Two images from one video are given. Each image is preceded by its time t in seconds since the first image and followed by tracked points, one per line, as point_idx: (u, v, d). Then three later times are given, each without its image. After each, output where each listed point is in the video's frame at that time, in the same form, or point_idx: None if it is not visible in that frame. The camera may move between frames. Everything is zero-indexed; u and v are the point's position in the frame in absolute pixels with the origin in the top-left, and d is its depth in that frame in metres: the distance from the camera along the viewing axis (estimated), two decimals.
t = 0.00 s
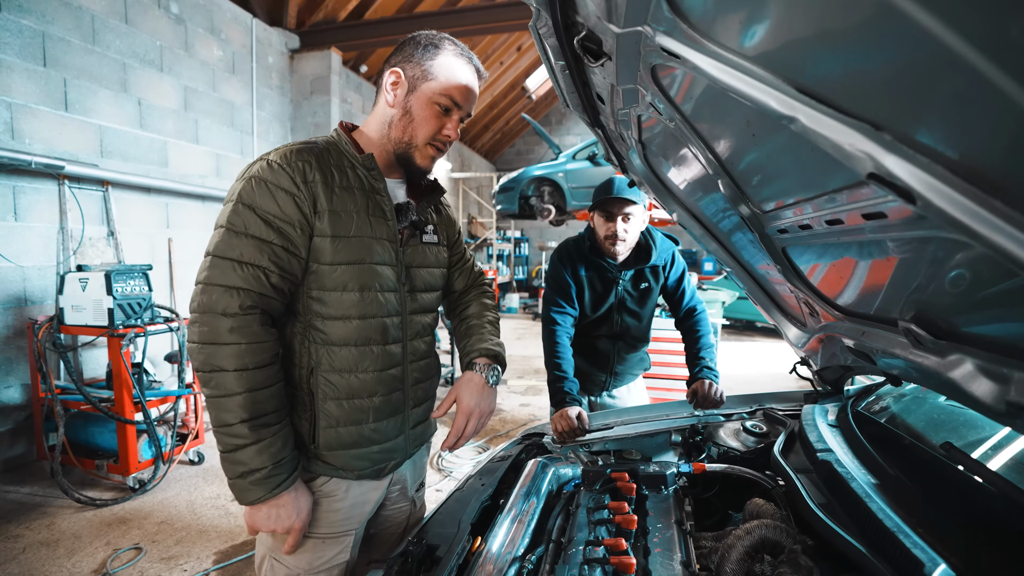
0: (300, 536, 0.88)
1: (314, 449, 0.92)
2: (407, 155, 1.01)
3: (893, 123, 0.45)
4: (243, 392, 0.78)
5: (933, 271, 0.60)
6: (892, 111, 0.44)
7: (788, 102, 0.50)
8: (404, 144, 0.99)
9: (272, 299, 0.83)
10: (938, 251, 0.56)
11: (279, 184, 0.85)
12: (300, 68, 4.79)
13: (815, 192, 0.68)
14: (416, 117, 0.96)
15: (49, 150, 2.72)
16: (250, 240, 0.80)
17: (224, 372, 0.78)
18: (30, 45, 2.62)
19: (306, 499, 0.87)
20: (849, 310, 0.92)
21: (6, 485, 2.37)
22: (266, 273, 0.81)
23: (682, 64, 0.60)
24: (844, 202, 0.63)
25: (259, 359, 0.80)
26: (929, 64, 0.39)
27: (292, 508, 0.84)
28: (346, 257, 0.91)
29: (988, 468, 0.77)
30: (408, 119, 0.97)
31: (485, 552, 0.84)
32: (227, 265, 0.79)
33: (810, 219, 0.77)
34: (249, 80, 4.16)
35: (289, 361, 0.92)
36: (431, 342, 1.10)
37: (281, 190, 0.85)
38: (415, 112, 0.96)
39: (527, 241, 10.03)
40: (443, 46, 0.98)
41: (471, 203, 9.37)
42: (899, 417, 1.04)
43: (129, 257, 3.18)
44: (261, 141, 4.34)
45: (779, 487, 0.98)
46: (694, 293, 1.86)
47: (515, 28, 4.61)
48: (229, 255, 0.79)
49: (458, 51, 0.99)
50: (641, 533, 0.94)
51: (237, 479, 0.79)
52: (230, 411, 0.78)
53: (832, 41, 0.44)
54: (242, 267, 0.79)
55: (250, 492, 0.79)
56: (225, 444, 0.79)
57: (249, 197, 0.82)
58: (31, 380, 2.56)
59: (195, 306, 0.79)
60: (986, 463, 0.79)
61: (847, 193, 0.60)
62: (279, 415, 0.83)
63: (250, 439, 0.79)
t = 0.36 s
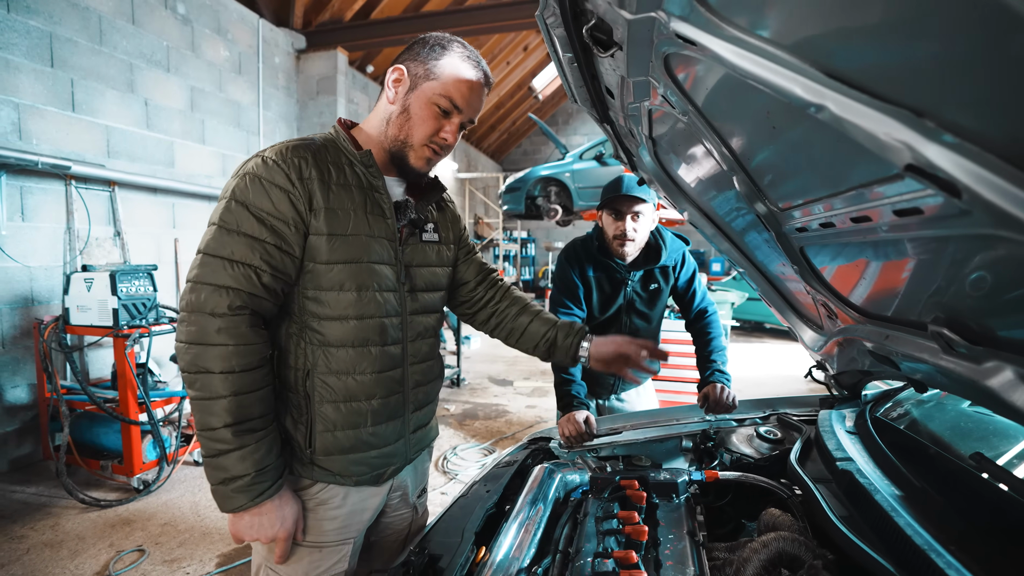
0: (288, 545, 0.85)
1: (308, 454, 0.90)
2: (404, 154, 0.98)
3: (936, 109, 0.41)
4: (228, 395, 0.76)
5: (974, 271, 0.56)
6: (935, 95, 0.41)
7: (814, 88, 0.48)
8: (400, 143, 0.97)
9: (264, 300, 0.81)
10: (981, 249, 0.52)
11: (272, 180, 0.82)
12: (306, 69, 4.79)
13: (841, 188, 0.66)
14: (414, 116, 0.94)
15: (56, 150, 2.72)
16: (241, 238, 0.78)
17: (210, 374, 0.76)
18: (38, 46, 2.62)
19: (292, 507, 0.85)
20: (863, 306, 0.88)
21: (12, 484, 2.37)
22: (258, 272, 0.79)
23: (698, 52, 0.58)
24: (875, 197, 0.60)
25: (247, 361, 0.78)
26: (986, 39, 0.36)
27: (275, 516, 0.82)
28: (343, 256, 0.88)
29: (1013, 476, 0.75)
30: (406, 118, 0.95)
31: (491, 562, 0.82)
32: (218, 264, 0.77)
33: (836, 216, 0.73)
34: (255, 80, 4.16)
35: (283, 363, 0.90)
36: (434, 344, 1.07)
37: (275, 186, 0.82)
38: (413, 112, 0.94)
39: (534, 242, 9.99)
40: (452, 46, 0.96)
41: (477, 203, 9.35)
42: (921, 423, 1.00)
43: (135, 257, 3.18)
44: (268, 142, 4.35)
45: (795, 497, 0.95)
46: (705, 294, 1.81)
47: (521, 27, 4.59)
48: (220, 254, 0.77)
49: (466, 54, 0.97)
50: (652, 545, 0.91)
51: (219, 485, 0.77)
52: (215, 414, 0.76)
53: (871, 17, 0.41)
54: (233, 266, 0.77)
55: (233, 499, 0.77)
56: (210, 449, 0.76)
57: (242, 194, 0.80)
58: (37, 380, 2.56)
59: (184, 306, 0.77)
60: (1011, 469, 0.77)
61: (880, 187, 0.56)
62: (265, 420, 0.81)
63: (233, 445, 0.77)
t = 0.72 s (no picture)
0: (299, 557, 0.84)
1: (315, 463, 0.88)
2: (404, 150, 0.96)
3: (978, 102, 0.39)
4: (235, 404, 0.75)
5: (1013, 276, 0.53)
6: (979, 86, 0.39)
7: (843, 83, 0.45)
8: (399, 137, 0.95)
9: (269, 306, 0.79)
10: None
11: (276, 184, 0.81)
12: (315, 70, 4.81)
13: (871, 188, 0.63)
14: (411, 107, 0.92)
15: (68, 153, 2.75)
16: (245, 244, 0.76)
17: (216, 383, 0.74)
18: (51, 50, 2.66)
19: (301, 517, 0.83)
20: (881, 309, 0.86)
21: (25, 484, 2.40)
22: (262, 278, 0.77)
23: (716, 47, 0.56)
24: (908, 200, 0.58)
25: (253, 370, 0.76)
26: None
27: (285, 526, 0.80)
28: (348, 260, 0.86)
29: None
30: (404, 110, 0.93)
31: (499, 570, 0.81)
32: (222, 270, 0.75)
33: (862, 219, 0.71)
34: (265, 82, 4.19)
35: (288, 370, 0.88)
36: (442, 348, 1.05)
37: (278, 190, 0.81)
38: (411, 102, 0.92)
39: (543, 243, 9.96)
40: (444, 33, 0.94)
41: (487, 204, 9.34)
42: (946, 434, 0.96)
43: (146, 259, 3.20)
44: (278, 143, 4.37)
45: (813, 510, 0.92)
46: (718, 297, 1.78)
47: (530, 27, 4.57)
48: (224, 260, 0.75)
49: (458, 37, 0.95)
50: (664, 559, 0.88)
51: (229, 495, 0.76)
52: (222, 425, 0.74)
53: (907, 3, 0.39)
54: (237, 272, 0.76)
55: (242, 510, 0.76)
56: (218, 460, 0.75)
57: (244, 199, 0.78)
58: (50, 381, 2.59)
59: (189, 314, 0.75)
60: None
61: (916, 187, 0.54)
62: (273, 429, 0.80)
63: (241, 454, 0.75)
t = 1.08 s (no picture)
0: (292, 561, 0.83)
1: (311, 467, 0.87)
2: (406, 154, 0.95)
3: None
4: (226, 406, 0.74)
5: None
6: None
7: (874, 74, 0.44)
8: (401, 142, 0.93)
9: (264, 307, 0.78)
10: None
11: (272, 184, 0.80)
12: (327, 70, 4.83)
13: (897, 189, 0.61)
14: (414, 113, 0.91)
15: (84, 154, 2.79)
16: (240, 244, 0.76)
17: (207, 384, 0.74)
18: (68, 52, 2.70)
19: (294, 522, 0.83)
20: (904, 309, 0.83)
21: (42, 480, 2.43)
22: (257, 278, 0.76)
23: (736, 38, 0.54)
24: (941, 199, 0.55)
25: (246, 371, 0.76)
26: None
27: (274, 530, 0.79)
28: (345, 261, 0.85)
29: None
30: (407, 114, 0.91)
31: None
32: (217, 270, 0.75)
33: (886, 219, 0.68)
34: (277, 82, 4.22)
35: (285, 372, 0.87)
36: (444, 351, 1.03)
37: (274, 189, 0.80)
38: (414, 107, 0.91)
39: (554, 242, 9.92)
40: (454, 39, 0.92)
41: (497, 203, 9.32)
42: (973, 443, 0.92)
43: (160, 258, 3.24)
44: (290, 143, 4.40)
45: (833, 521, 0.89)
46: (733, 299, 1.74)
47: (540, 25, 4.54)
48: (219, 261, 0.75)
49: (467, 44, 0.93)
50: (677, 571, 0.85)
51: (219, 499, 0.75)
52: (213, 426, 0.74)
53: None
54: (232, 273, 0.75)
55: (231, 514, 0.75)
56: (207, 462, 0.75)
57: (240, 199, 0.77)
58: (66, 379, 2.62)
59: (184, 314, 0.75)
60: None
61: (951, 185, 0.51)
62: (265, 431, 0.79)
63: (231, 457, 0.75)
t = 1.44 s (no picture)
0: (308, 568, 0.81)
1: (319, 473, 0.86)
2: (408, 145, 0.93)
3: None
4: (235, 411, 0.73)
5: None
6: None
7: (904, 64, 0.42)
8: (402, 132, 0.92)
9: (270, 310, 0.77)
10: None
11: (277, 185, 0.79)
12: (338, 71, 4.85)
13: (926, 188, 0.58)
14: (413, 100, 0.89)
15: (100, 156, 2.83)
16: (245, 246, 0.75)
17: (215, 390, 0.73)
18: (85, 56, 2.74)
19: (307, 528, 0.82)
20: (926, 310, 0.80)
21: (59, 477, 2.47)
22: (263, 281, 0.75)
23: (752, 29, 0.52)
24: (974, 198, 0.52)
25: (253, 375, 0.75)
26: None
27: (287, 535, 0.78)
28: (351, 262, 0.84)
29: None
30: (405, 103, 0.90)
31: None
32: (223, 273, 0.74)
33: (911, 221, 0.65)
34: (290, 84, 4.25)
35: (291, 376, 0.87)
36: (451, 353, 1.02)
37: (279, 190, 0.79)
38: (412, 95, 0.89)
39: (566, 242, 9.88)
40: (446, 23, 0.91)
41: (509, 203, 9.30)
42: (1001, 452, 0.88)
43: (174, 258, 3.27)
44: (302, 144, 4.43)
45: (854, 533, 0.85)
46: (746, 300, 1.70)
47: (551, 24, 4.52)
48: (225, 263, 0.74)
49: (458, 26, 0.92)
50: None
51: (229, 506, 0.74)
52: (221, 432, 0.73)
53: None
54: (237, 276, 0.74)
55: (242, 521, 0.74)
56: (217, 469, 0.74)
57: (245, 201, 0.76)
58: (82, 377, 2.66)
59: (190, 318, 0.74)
60: None
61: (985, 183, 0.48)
62: (273, 437, 0.78)
63: (241, 463, 0.74)
